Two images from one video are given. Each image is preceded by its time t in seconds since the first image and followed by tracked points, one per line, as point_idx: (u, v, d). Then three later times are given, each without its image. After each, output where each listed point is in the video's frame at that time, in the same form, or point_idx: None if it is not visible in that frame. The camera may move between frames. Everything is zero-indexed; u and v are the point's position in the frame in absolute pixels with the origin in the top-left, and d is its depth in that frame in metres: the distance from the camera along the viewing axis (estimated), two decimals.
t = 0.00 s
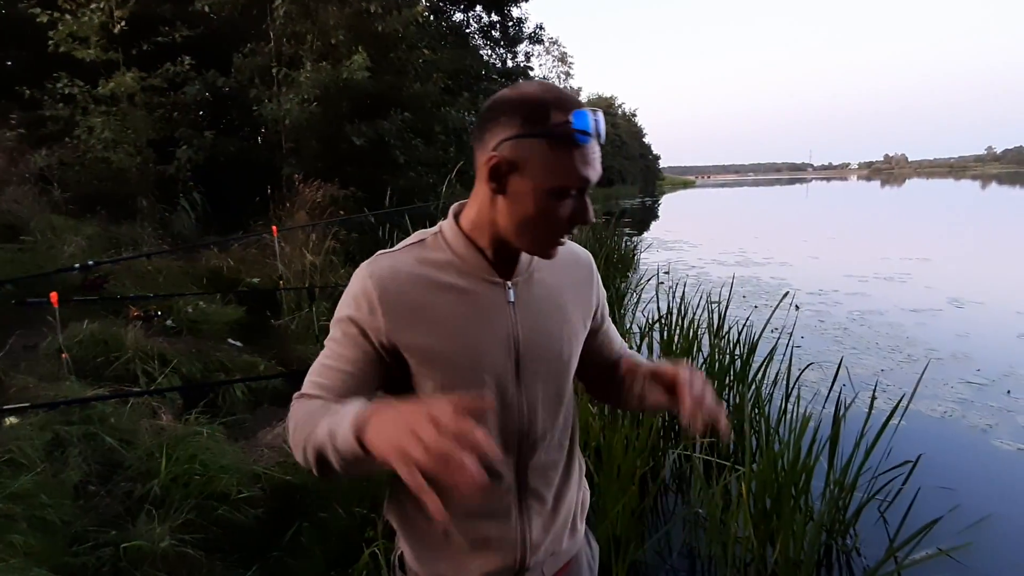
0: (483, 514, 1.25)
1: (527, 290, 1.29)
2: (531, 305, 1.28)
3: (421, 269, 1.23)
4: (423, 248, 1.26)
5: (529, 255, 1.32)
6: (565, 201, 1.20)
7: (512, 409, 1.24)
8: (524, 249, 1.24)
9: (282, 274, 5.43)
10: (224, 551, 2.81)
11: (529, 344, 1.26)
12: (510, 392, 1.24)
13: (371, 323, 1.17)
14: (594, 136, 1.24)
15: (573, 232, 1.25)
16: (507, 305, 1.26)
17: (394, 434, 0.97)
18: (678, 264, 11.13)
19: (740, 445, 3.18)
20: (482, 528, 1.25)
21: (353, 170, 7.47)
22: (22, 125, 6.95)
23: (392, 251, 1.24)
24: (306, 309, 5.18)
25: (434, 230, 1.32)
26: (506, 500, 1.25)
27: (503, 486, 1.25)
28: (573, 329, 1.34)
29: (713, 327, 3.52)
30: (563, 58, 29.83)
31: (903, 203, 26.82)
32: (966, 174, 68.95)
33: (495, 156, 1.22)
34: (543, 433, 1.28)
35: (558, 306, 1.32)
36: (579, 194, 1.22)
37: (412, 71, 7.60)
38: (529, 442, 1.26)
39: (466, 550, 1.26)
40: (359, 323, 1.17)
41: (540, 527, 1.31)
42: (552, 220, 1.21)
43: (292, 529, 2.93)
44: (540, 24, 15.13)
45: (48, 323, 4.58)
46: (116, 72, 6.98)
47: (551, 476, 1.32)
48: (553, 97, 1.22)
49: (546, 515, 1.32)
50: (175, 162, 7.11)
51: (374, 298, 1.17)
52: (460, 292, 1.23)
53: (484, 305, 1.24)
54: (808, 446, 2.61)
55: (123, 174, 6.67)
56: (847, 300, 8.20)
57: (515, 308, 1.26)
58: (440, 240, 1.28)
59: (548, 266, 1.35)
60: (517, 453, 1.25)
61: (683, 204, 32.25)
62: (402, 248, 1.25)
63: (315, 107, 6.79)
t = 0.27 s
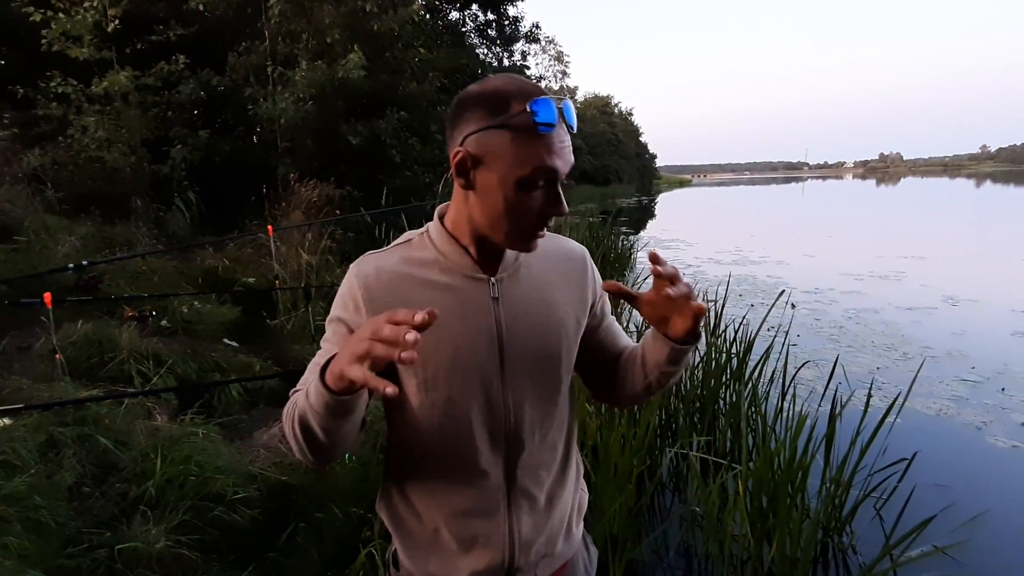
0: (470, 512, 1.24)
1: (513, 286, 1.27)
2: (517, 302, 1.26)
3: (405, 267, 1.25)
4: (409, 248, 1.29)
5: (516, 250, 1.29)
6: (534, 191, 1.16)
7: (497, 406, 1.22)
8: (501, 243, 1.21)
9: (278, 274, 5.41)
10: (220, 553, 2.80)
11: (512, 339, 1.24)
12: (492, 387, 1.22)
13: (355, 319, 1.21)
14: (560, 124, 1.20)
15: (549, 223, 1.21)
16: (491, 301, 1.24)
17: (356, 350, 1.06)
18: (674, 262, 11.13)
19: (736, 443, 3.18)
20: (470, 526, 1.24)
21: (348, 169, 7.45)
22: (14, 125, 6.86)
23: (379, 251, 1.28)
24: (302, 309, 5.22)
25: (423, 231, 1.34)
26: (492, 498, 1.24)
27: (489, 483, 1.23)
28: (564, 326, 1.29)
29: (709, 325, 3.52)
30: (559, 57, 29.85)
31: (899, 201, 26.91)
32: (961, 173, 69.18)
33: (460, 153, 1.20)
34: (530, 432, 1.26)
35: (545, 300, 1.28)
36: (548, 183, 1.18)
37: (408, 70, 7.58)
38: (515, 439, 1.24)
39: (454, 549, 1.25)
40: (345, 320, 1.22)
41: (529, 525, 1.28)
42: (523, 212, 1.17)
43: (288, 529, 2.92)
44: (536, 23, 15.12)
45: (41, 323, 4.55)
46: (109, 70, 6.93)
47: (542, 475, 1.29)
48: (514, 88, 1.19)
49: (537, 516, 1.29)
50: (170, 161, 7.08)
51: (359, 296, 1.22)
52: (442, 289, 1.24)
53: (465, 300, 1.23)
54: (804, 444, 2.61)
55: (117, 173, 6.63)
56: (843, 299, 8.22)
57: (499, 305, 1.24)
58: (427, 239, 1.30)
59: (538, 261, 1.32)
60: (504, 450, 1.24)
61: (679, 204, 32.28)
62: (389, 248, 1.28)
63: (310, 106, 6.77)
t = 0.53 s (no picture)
0: (468, 509, 1.23)
1: (510, 285, 1.25)
2: (514, 301, 1.24)
3: (401, 267, 1.23)
4: (406, 248, 1.27)
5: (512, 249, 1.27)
6: (532, 191, 1.16)
7: (495, 404, 1.21)
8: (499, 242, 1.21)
9: (277, 274, 5.40)
10: (219, 553, 2.79)
11: (509, 338, 1.22)
12: (489, 386, 1.21)
13: (354, 320, 1.21)
14: (555, 121, 1.18)
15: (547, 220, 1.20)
16: (487, 300, 1.23)
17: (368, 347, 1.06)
18: (673, 261, 11.12)
19: (735, 442, 3.17)
20: (469, 524, 1.24)
21: (347, 168, 7.44)
22: (12, 124, 6.84)
23: (377, 252, 1.27)
24: (301, 308, 5.19)
25: (421, 231, 1.32)
26: (491, 495, 1.23)
27: (487, 480, 1.23)
28: (562, 325, 1.27)
29: (709, 324, 3.51)
30: (558, 55, 29.87)
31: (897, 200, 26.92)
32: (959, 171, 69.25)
33: (455, 154, 1.18)
34: (529, 430, 1.24)
35: (542, 299, 1.26)
36: (545, 181, 1.17)
37: (406, 69, 7.56)
38: (513, 438, 1.23)
39: (453, 546, 1.25)
40: (346, 321, 1.21)
41: (529, 524, 1.27)
42: (521, 211, 1.16)
43: (288, 529, 2.91)
44: (535, 22, 15.10)
45: (39, 323, 4.53)
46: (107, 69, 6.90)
47: (541, 473, 1.28)
48: (507, 86, 1.17)
49: (536, 514, 1.28)
50: (168, 161, 7.06)
51: (356, 297, 1.21)
52: (438, 289, 1.23)
53: (461, 300, 1.22)
54: (804, 443, 2.60)
55: (115, 173, 6.61)
56: (842, 297, 8.21)
57: (495, 304, 1.23)
58: (423, 239, 1.28)
59: (535, 260, 1.30)
60: (502, 448, 1.23)
61: (678, 202, 32.28)
62: (386, 248, 1.27)
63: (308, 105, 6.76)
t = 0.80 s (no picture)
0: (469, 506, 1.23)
1: (508, 284, 1.25)
2: (512, 300, 1.24)
3: (400, 266, 1.23)
4: (407, 247, 1.27)
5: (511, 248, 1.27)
6: (530, 191, 1.16)
7: (494, 402, 1.21)
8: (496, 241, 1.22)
9: (277, 274, 5.40)
10: (220, 552, 2.80)
11: (509, 337, 1.22)
12: (490, 384, 1.21)
13: (359, 321, 1.19)
14: (551, 121, 1.19)
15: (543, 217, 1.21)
16: (486, 299, 1.23)
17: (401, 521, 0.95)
18: (673, 261, 11.13)
19: (735, 441, 3.17)
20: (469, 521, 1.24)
21: (346, 168, 7.44)
22: (11, 123, 6.84)
23: (378, 251, 1.26)
24: (301, 309, 5.17)
25: (419, 231, 1.31)
26: (492, 492, 1.23)
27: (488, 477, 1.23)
28: (561, 324, 1.27)
29: (709, 323, 3.51)
30: (558, 55, 29.88)
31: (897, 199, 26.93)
32: (959, 170, 69.27)
33: (452, 154, 1.18)
34: (529, 428, 1.24)
35: (540, 299, 1.26)
36: (543, 181, 1.18)
37: (407, 69, 7.56)
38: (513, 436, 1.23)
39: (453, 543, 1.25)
40: (350, 322, 1.20)
41: (529, 521, 1.27)
42: (520, 210, 1.17)
43: (289, 529, 2.93)
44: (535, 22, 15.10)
45: (40, 323, 4.53)
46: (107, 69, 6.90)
47: (540, 470, 1.28)
48: (505, 88, 1.17)
49: (535, 510, 1.28)
50: (168, 160, 7.06)
51: (356, 297, 1.20)
52: (438, 288, 1.22)
53: (462, 299, 1.22)
54: (803, 442, 2.60)
55: (115, 173, 6.61)
56: (842, 296, 8.21)
57: (494, 303, 1.23)
58: (423, 238, 1.28)
59: (533, 258, 1.29)
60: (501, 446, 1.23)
61: (678, 202, 32.29)
62: (387, 248, 1.26)
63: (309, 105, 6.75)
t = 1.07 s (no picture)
0: (469, 509, 1.23)
1: (512, 287, 1.22)
2: (516, 303, 1.22)
3: (405, 268, 1.21)
4: (411, 247, 1.25)
5: (515, 249, 1.25)
6: (466, 162, 1.17)
7: (497, 405, 1.20)
8: (467, 227, 1.21)
9: (277, 273, 5.40)
10: (219, 552, 2.80)
11: (513, 340, 1.20)
12: (493, 387, 1.20)
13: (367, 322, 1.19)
14: (485, 88, 1.18)
15: (497, 189, 1.17)
16: (490, 302, 1.21)
17: None
18: (673, 261, 11.12)
19: (735, 441, 3.17)
20: (469, 523, 1.23)
21: (346, 167, 7.43)
22: (10, 122, 6.83)
23: (382, 251, 1.24)
24: (300, 308, 5.16)
25: (422, 230, 1.29)
26: (492, 495, 1.23)
27: (488, 480, 1.22)
28: (565, 329, 1.25)
29: (708, 323, 3.50)
30: (558, 55, 29.92)
31: (897, 199, 26.93)
32: (959, 170, 69.29)
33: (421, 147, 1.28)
34: (531, 432, 1.23)
35: (545, 303, 1.23)
36: (478, 150, 1.17)
37: (407, 68, 7.55)
38: (515, 439, 1.22)
39: (452, 545, 1.24)
40: (358, 323, 1.20)
41: (530, 526, 1.26)
42: (461, 185, 1.18)
43: (288, 529, 2.94)
44: (535, 21, 15.08)
45: (39, 323, 4.53)
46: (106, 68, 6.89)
47: (541, 473, 1.28)
48: (440, 67, 1.22)
49: (536, 513, 1.27)
50: (167, 160, 7.05)
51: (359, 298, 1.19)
52: (442, 290, 1.20)
53: (464, 302, 1.20)
54: (803, 442, 2.59)
55: (114, 172, 6.61)
56: (842, 296, 8.21)
57: (497, 306, 1.21)
58: (427, 239, 1.26)
59: (538, 259, 1.27)
60: (503, 449, 1.22)
61: (678, 202, 32.28)
62: (391, 248, 1.25)
63: (308, 104, 6.75)
